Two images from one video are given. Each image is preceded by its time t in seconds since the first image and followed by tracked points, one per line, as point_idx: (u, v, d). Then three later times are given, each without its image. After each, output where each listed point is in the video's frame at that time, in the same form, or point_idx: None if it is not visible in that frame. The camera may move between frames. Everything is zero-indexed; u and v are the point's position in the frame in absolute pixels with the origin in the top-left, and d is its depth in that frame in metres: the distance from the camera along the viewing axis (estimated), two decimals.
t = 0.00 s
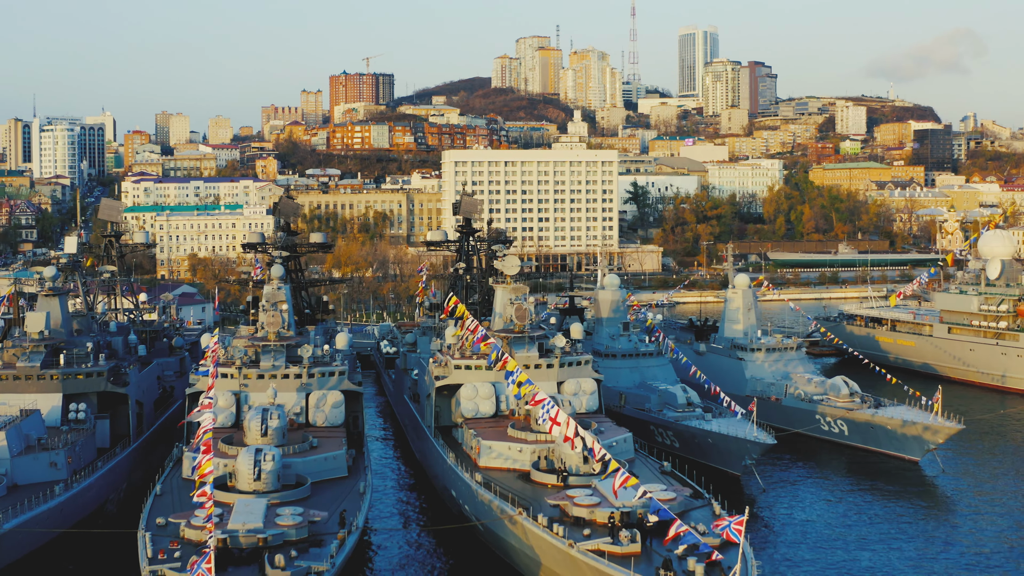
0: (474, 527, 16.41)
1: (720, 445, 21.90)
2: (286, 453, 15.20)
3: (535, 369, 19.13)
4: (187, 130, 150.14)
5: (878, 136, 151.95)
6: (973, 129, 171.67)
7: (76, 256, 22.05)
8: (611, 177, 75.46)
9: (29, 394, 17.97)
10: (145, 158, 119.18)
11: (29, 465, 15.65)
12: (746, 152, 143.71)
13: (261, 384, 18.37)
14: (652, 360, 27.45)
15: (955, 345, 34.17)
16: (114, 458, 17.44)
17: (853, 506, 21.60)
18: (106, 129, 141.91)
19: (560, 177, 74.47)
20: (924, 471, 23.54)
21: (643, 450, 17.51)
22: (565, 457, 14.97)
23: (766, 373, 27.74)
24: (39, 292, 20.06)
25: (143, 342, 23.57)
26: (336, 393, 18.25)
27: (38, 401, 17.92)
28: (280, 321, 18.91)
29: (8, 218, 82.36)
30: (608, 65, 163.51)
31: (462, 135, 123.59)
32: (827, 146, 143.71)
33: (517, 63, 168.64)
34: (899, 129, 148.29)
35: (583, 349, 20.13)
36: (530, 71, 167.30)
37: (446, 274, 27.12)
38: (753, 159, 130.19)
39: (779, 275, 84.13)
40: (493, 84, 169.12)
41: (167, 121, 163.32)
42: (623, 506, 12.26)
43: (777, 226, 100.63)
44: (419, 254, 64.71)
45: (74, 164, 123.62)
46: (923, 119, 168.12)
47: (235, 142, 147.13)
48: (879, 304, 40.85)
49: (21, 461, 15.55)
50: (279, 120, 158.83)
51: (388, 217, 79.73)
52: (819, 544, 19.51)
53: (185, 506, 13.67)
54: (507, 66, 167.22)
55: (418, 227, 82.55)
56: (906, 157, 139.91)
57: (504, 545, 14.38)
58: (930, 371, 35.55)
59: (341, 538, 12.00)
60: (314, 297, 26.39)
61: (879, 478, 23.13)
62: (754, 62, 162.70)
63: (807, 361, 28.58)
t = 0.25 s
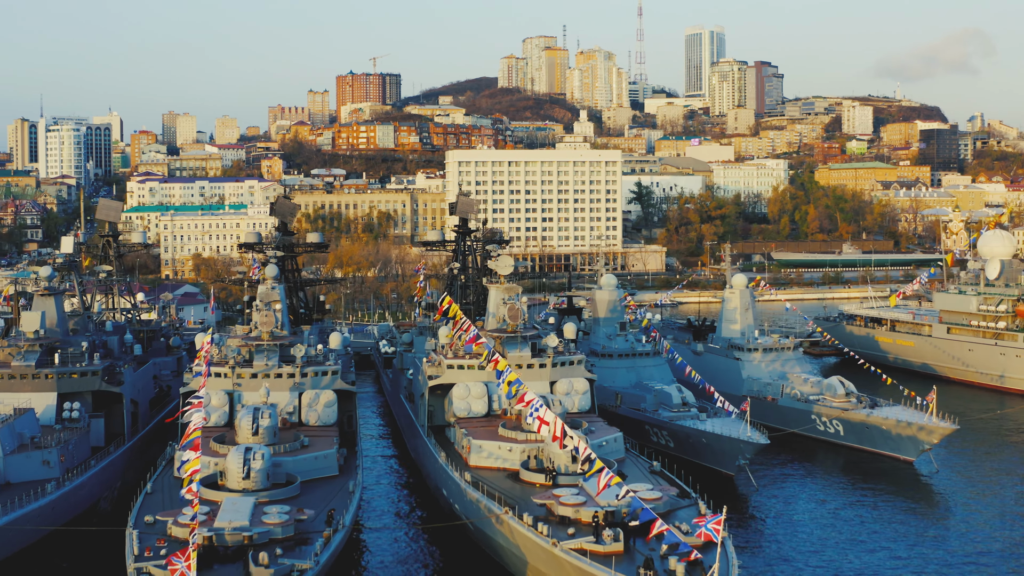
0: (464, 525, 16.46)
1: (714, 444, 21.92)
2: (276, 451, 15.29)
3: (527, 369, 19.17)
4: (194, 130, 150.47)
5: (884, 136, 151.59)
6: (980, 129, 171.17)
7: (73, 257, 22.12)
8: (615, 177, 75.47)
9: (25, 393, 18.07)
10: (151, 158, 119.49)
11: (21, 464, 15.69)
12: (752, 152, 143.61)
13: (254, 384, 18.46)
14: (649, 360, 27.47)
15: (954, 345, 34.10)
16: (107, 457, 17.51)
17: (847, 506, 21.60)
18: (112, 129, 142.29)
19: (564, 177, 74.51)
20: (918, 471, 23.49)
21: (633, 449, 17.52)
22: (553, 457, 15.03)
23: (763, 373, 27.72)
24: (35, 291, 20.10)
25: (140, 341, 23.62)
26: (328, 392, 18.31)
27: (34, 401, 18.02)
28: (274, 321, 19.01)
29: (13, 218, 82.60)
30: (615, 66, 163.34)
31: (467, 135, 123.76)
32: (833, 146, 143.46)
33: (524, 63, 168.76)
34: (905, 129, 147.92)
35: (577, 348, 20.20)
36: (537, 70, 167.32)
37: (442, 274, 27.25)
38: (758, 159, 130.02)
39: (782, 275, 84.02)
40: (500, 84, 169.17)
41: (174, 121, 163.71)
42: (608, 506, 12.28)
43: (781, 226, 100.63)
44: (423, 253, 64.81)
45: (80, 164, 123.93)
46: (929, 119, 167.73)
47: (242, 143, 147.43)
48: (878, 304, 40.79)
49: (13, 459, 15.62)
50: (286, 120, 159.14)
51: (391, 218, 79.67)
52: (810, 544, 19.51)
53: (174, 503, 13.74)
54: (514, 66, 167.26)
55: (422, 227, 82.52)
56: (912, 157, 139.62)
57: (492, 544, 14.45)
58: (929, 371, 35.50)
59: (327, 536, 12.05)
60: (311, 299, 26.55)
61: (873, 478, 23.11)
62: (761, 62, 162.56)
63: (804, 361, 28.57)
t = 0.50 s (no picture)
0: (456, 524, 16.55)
1: (711, 444, 21.93)
2: (269, 451, 15.36)
3: (522, 369, 19.22)
4: (203, 130, 150.99)
5: (893, 136, 150.94)
6: (989, 129, 170.44)
7: (71, 256, 22.20)
8: (621, 177, 75.43)
9: (23, 391, 18.17)
10: (159, 158, 119.91)
11: (16, 462, 15.77)
12: (760, 152, 143.36)
13: (249, 383, 18.54)
14: (648, 360, 27.50)
15: (956, 345, 34.03)
16: (104, 454, 17.62)
17: (844, 506, 21.57)
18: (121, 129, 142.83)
19: (570, 177, 74.46)
20: (915, 471, 23.44)
21: (627, 448, 17.54)
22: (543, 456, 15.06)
23: (762, 373, 27.69)
24: (34, 290, 20.21)
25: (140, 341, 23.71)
26: (323, 392, 18.40)
27: (32, 399, 18.13)
28: (270, 321, 19.10)
29: (22, 218, 83.01)
30: (623, 65, 163.14)
31: (475, 135, 123.81)
32: (842, 146, 143.03)
33: (532, 63, 168.74)
34: (914, 129, 147.34)
35: (572, 348, 20.22)
36: (545, 70, 167.26)
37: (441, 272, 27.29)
38: (766, 159, 129.73)
39: (788, 275, 83.81)
40: (509, 84, 169.23)
41: (183, 121, 164.26)
42: (595, 505, 12.32)
43: (788, 226, 100.39)
44: (428, 253, 64.92)
45: (89, 164, 124.42)
46: (938, 119, 167.15)
47: (250, 142, 147.84)
48: (881, 304, 40.71)
49: (8, 458, 15.72)
50: (295, 120, 159.50)
51: (397, 217, 79.80)
52: (804, 544, 19.52)
53: (166, 502, 13.80)
54: (522, 66, 167.42)
55: (429, 226, 82.62)
56: (921, 157, 139.05)
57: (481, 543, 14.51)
58: (930, 371, 35.43)
59: (315, 534, 12.11)
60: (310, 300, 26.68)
61: (870, 478, 23.09)
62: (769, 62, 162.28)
63: (803, 361, 28.52)
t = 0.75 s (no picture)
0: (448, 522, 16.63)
1: (707, 445, 21.95)
2: (262, 450, 15.44)
3: (518, 368, 19.25)
4: (213, 130, 151.51)
5: (903, 136, 150.35)
6: (999, 129, 169.69)
7: (71, 256, 22.32)
8: (628, 177, 75.38)
9: (21, 390, 18.30)
10: (168, 158, 120.34)
11: (12, 461, 15.88)
12: (769, 152, 143.09)
13: (246, 382, 18.64)
14: (647, 360, 27.53)
15: (958, 346, 33.95)
16: (100, 453, 17.73)
17: (841, 507, 21.55)
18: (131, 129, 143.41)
19: (576, 177, 74.44)
20: (913, 472, 23.39)
21: (620, 448, 17.56)
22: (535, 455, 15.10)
23: (762, 374, 27.68)
24: (33, 290, 20.36)
25: (140, 340, 23.83)
26: (319, 391, 18.48)
27: (30, 398, 18.27)
28: (266, 320, 19.20)
29: (31, 218, 83.43)
30: (632, 65, 162.89)
31: (483, 135, 123.92)
32: (851, 146, 142.59)
33: (542, 63, 168.79)
34: (923, 129, 146.72)
35: (567, 347, 20.25)
36: (555, 71, 167.27)
37: (440, 272, 27.34)
38: (775, 159, 129.42)
39: (795, 275, 83.65)
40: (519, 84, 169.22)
41: (192, 121, 164.80)
42: (582, 505, 12.34)
43: (795, 226, 100.19)
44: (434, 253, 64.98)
45: (98, 164, 124.90)
46: (948, 119, 166.52)
47: (260, 143, 148.27)
48: (884, 304, 40.63)
49: (5, 456, 15.84)
50: (304, 120, 159.90)
51: (404, 217, 79.96)
52: (797, 544, 19.52)
53: (158, 501, 13.88)
54: (531, 66, 167.55)
55: (436, 226, 82.75)
56: (930, 156, 138.47)
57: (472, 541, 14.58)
58: (932, 371, 35.35)
59: (304, 532, 12.17)
60: (310, 301, 26.79)
61: (868, 479, 23.05)
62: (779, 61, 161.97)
63: (803, 361, 28.48)
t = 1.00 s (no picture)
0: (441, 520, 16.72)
1: (704, 445, 21.95)
2: (256, 448, 15.52)
3: (513, 368, 19.30)
4: (222, 130, 151.91)
5: (912, 136, 149.78)
6: (1008, 129, 168.88)
7: (70, 256, 22.46)
8: (634, 177, 75.33)
9: (18, 389, 18.43)
10: (177, 158, 120.63)
11: (7, 458, 15.96)
12: (777, 152, 142.83)
13: (242, 381, 18.72)
14: (646, 360, 27.56)
15: (959, 346, 33.89)
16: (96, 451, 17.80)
17: (837, 508, 21.55)
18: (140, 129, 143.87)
19: (582, 177, 74.38)
20: (910, 473, 23.37)
21: (613, 447, 17.58)
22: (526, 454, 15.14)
23: (761, 374, 27.68)
24: (31, 290, 20.47)
25: (139, 340, 23.92)
26: (314, 390, 18.55)
27: (28, 397, 18.39)
28: (262, 319, 19.29)
29: (38, 217, 83.76)
30: (641, 65, 162.72)
31: (491, 135, 123.96)
32: (860, 146, 142.16)
33: (550, 63, 168.79)
34: (932, 129, 146.17)
35: (562, 347, 20.29)
36: (563, 70, 167.21)
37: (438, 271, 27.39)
38: (782, 159, 129.13)
39: (801, 275, 83.47)
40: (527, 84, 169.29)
41: (202, 121, 165.32)
42: (569, 503, 12.35)
43: (802, 226, 100.00)
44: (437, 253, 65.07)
45: (106, 164, 125.31)
46: (957, 119, 165.94)
47: (268, 142, 148.57)
48: (887, 304, 40.57)
49: None
50: (313, 120, 160.20)
51: (410, 217, 80.10)
52: (790, 545, 19.52)
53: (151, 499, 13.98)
54: (540, 66, 167.58)
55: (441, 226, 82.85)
56: (939, 156, 137.90)
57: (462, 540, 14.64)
58: (933, 372, 35.28)
59: (292, 530, 12.24)
60: (310, 301, 26.84)
61: (864, 479, 23.04)
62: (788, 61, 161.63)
63: (802, 361, 28.44)
